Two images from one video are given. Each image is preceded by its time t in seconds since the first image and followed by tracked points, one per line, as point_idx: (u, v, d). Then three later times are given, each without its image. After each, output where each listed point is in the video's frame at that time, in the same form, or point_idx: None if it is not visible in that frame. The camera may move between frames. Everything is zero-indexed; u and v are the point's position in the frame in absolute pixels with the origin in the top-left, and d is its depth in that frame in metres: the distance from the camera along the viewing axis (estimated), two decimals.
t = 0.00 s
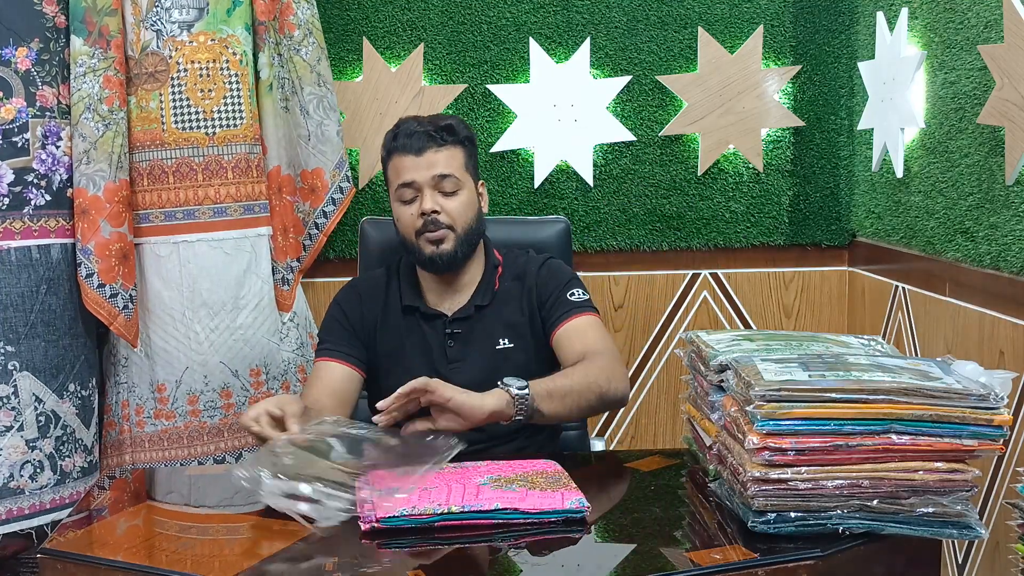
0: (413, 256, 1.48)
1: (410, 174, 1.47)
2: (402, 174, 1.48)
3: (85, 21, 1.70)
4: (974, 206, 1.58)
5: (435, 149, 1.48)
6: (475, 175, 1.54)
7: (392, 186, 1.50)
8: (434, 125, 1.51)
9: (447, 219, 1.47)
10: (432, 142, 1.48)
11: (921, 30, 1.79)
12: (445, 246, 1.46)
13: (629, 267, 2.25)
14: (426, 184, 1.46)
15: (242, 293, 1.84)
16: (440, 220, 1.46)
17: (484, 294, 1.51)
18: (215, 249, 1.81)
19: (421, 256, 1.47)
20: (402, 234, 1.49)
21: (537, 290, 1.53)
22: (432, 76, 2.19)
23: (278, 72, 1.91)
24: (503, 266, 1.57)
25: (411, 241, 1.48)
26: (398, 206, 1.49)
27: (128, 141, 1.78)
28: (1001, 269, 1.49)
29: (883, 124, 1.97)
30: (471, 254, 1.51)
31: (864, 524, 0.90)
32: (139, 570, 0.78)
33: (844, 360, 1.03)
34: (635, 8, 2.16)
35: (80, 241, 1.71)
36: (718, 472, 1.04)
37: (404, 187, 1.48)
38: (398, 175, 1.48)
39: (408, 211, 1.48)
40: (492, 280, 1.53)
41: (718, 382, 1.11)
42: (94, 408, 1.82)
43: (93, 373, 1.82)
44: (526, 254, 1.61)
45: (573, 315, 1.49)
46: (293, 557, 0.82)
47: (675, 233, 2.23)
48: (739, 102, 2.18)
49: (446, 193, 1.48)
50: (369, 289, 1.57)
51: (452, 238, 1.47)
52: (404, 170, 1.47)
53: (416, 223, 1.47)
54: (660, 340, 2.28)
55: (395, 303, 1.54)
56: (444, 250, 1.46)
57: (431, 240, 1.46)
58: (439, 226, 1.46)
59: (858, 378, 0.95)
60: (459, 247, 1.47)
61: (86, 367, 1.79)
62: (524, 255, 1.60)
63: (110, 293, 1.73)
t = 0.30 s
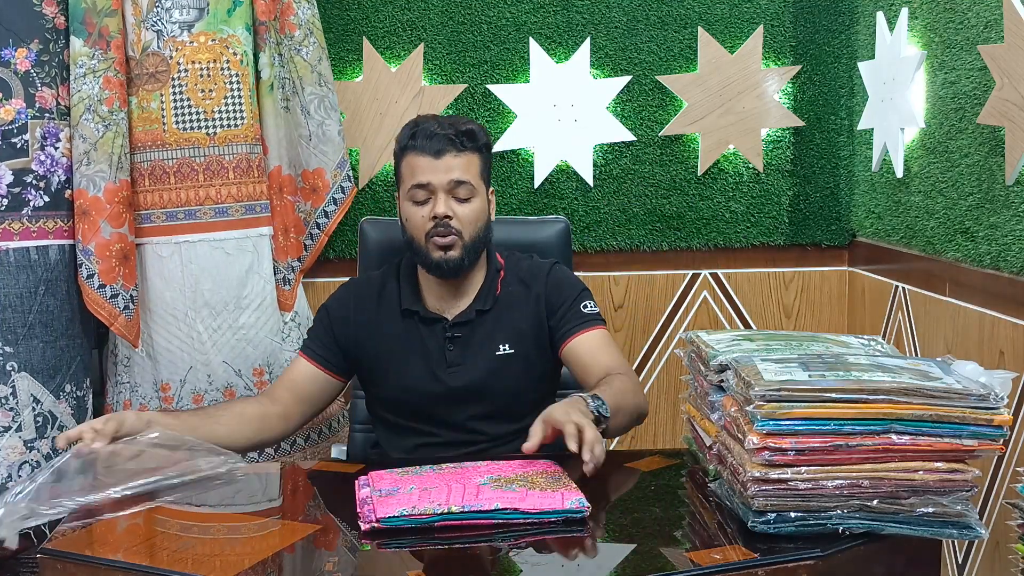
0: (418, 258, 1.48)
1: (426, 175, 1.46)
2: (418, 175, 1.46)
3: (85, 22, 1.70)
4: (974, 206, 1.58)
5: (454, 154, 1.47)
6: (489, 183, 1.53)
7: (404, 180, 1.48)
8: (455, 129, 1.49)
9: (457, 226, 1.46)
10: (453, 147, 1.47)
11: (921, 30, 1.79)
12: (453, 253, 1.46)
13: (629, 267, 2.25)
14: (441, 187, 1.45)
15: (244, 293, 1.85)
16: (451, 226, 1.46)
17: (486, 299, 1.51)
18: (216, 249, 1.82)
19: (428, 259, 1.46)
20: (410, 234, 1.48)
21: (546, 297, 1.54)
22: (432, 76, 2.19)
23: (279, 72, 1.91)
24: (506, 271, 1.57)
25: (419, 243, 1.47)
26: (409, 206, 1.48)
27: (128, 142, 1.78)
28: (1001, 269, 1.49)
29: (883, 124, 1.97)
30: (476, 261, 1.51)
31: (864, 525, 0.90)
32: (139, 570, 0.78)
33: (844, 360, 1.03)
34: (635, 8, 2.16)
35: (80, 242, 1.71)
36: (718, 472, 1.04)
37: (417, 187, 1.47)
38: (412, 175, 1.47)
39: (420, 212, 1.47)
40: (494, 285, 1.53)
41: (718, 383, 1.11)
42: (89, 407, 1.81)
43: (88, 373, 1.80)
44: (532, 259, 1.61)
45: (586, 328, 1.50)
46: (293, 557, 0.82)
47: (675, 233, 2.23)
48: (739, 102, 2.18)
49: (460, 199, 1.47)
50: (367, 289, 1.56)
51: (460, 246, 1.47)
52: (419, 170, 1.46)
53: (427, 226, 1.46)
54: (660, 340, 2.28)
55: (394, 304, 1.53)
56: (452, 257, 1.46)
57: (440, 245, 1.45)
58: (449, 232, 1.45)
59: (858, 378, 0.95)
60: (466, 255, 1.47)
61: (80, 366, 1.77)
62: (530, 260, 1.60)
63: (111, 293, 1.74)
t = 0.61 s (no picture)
0: (425, 253, 1.47)
1: (438, 171, 1.45)
2: (429, 169, 1.46)
3: (85, 22, 1.70)
4: (974, 206, 1.58)
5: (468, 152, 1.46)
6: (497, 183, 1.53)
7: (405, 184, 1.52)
8: (470, 128, 1.48)
9: (466, 224, 1.46)
10: (467, 146, 1.46)
11: (921, 30, 1.79)
12: (460, 251, 1.46)
13: (629, 267, 2.25)
14: (453, 184, 1.45)
15: (244, 292, 1.85)
16: (460, 224, 1.45)
17: (488, 292, 1.52)
18: (216, 249, 1.82)
19: (435, 255, 1.46)
20: (418, 229, 1.48)
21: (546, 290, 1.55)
22: (432, 76, 2.19)
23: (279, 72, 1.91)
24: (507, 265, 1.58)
25: (426, 238, 1.46)
26: (418, 200, 1.47)
27: (128, 142, 1.78)
28: (1001, 269, 1.49)
29: (883, 124, 1.97)
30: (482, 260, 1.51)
31: (864, 525, 0.90)
32: (140, 569, 0.78)
33: (844, 360, 1.03)
34: (635, 8, 2.16)
35: (81, 242, 1.71)
36: (718, 472, 1.04)
37: (428, 182, 1.46)
38: (423, 169, 1.47)
39: (430, 208, 1.47)
40: (495, 277, 1.54)
41: (718, 382, 1.11)
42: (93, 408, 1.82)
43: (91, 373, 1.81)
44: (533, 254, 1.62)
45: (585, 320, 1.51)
46: (293, 557, 0.82)
47: (675, 233, 2.23)
48: (739, 102, 2.18)
49: (470, 198, 1.47)
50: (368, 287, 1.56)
51: (467, 244, 1.46)
52: (432, 166, 1.46)
53: (436, 223, 1.46)
54: (660, 340, 2.28)
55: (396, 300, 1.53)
56: (458, 255, 1.46)
57: (448, 242, 1.45)
58: (457, 230, 1.45)
59: (858, 378, 0.95)
60: (472, 254, 1.47)
61: (83, 366, 1.78)
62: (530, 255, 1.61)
63: (111, 293, 1.74)
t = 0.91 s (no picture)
0: (429, 247, 1.47)
1: (451, 167, 1.45)
2: (440, 165, 1.46)
3: (86, 22, 1.70)
4: (974, 206, 1.58)
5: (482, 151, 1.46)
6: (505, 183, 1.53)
7: (406, 179, 1.60)
8: (483, 127, 1.48)
9: (474, 221, 1.46)
10: (480, 144, 1.46)
11: (921, 30, 1.79)
12: (464, 247, 1.46)
13: (629, 267, 2.25)
14: (464, 180, 1.45)
15: (243, 293, 1.84)
16: (468, 221, 1.45)
17: (482, 286, 1.51)
18: (215, 249, 1.81)
19: (438, 249, 1.46)
20: (423, 223, 1.47)
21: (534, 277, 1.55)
22: (432, 76, 2.19)
23: (280, 71, 1.90)
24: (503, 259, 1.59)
25: (430, 234, 1.46)
26: (427, 194, 1.47)
27: (129, 141, 1.78)
28: (1001, 269, 1.49)
29: (883, 124, 1.97)
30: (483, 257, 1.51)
31: (864, 525, 0.90)
32: (140, 569, 0.78)
33: (844, 360, 1.03)
34: (635, 8, 2.16)
35: (85, 242, 1.71)
36: (718, 472, 1.04)
37: (439, 176, 1.46)
38: (435, 163, 1.47)
39: (438, 202, 1.47)
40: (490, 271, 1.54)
41: (718, 383, 1.11)
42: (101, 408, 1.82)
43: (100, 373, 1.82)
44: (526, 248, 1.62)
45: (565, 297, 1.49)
46: (293, 557, 0.81)
47: (675, 233, 2.23)
48: (739, 102, 2.18)
49: (479, 196, 1.47)
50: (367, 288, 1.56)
51: (472, 242, 1.46)
52: (444, 161, 1.46)
53: (443, 217, 1.45)
54: (660, 339, 2.28)
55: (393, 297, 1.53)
56: (462, 251, 1.46)
57: (453, 237, 1.45)
58: (464, 227, 1.45)
59: (858, 378, 0.95)
60: (476, 251, 1.47)
61: (92, 366, 1.79)
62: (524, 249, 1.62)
63: (116, 293, 1.74)
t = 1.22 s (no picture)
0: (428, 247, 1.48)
1: (443, 165, 1.45)
2: (432, 163, 1.46)
3: (86, 22, 1.70)
4: (974, 206, 1.58)
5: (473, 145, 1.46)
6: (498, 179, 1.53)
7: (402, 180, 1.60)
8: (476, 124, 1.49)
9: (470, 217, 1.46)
10: (471, 141, 1.46)
11: (921, 30, 1.79)
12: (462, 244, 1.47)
13: (629, 267, 2.25)
14: (457, 177, 1.45)
15: (240, 292, 1.84)
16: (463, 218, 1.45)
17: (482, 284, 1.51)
18: (213, 249, 1.81)
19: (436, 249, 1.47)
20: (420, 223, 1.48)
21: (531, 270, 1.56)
22: (432, 76, 2.18)
23: (284, 70, 1.90)
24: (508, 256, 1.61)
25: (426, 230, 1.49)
26: (421, 194, 1.47)
27: (128, 141, 1.78)
28: (1001, 269, 1.49)
29: (883, 124, 1.97)
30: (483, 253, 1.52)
31: (864, 524, 0.90)
32: (140, 569, 0.78)
33: (844, 360, 1.03)
34: (635, 8, 2.16)
35: (86, 242, 1.71)
36: (718, 472, 1.04)
37: (432, 176, 1.46)
38: (428, 162, 1.46)
39: (432, 201, 1.47)
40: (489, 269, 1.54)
41: (718, 383, 1.11)
42: (105, 407, 1.80)
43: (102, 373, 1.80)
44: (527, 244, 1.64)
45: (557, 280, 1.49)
46: (292, 558, 0.81)
47: (676, 233, 2.23)
48: (739, 102, 2.19)
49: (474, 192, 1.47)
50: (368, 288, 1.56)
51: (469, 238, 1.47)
52: (435, 160, 1.46)
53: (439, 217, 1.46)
54: (660, 340, 2.28)
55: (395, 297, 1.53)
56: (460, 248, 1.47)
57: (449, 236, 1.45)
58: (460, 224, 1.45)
59: (858, 378, 0.95)
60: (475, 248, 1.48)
61: (94, 366, 1.78)
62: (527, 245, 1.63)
63: (116, 293, 1.74)
